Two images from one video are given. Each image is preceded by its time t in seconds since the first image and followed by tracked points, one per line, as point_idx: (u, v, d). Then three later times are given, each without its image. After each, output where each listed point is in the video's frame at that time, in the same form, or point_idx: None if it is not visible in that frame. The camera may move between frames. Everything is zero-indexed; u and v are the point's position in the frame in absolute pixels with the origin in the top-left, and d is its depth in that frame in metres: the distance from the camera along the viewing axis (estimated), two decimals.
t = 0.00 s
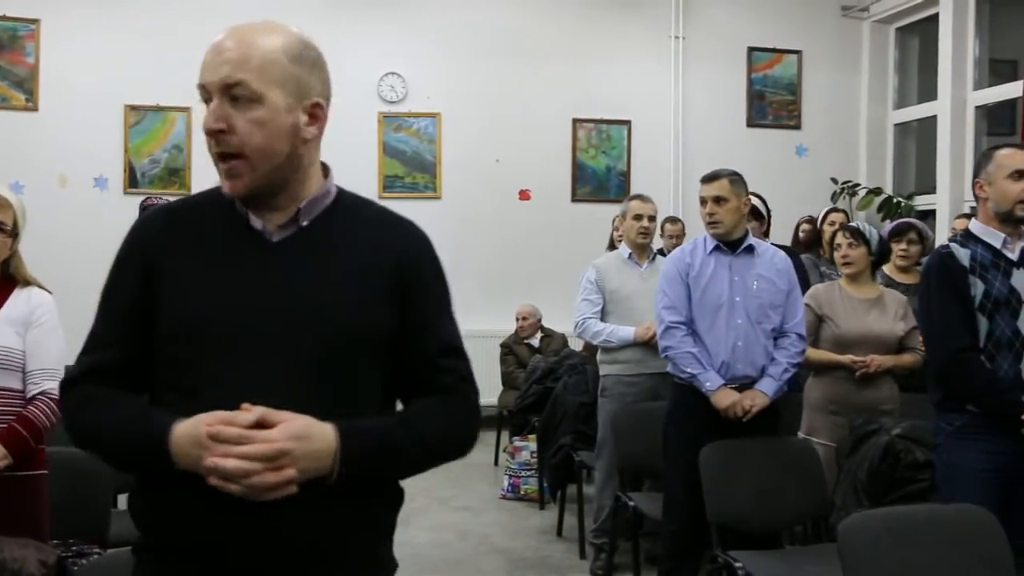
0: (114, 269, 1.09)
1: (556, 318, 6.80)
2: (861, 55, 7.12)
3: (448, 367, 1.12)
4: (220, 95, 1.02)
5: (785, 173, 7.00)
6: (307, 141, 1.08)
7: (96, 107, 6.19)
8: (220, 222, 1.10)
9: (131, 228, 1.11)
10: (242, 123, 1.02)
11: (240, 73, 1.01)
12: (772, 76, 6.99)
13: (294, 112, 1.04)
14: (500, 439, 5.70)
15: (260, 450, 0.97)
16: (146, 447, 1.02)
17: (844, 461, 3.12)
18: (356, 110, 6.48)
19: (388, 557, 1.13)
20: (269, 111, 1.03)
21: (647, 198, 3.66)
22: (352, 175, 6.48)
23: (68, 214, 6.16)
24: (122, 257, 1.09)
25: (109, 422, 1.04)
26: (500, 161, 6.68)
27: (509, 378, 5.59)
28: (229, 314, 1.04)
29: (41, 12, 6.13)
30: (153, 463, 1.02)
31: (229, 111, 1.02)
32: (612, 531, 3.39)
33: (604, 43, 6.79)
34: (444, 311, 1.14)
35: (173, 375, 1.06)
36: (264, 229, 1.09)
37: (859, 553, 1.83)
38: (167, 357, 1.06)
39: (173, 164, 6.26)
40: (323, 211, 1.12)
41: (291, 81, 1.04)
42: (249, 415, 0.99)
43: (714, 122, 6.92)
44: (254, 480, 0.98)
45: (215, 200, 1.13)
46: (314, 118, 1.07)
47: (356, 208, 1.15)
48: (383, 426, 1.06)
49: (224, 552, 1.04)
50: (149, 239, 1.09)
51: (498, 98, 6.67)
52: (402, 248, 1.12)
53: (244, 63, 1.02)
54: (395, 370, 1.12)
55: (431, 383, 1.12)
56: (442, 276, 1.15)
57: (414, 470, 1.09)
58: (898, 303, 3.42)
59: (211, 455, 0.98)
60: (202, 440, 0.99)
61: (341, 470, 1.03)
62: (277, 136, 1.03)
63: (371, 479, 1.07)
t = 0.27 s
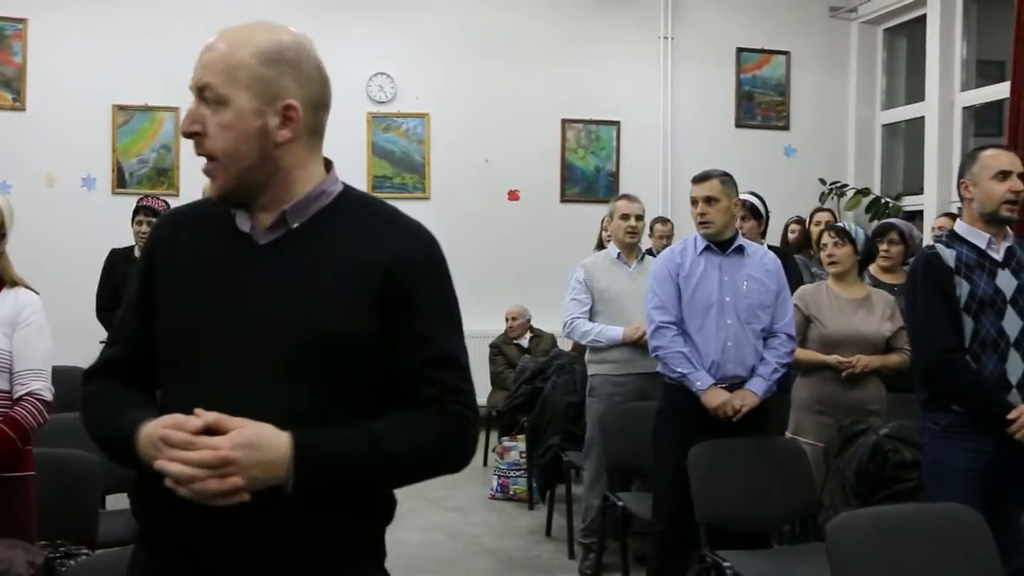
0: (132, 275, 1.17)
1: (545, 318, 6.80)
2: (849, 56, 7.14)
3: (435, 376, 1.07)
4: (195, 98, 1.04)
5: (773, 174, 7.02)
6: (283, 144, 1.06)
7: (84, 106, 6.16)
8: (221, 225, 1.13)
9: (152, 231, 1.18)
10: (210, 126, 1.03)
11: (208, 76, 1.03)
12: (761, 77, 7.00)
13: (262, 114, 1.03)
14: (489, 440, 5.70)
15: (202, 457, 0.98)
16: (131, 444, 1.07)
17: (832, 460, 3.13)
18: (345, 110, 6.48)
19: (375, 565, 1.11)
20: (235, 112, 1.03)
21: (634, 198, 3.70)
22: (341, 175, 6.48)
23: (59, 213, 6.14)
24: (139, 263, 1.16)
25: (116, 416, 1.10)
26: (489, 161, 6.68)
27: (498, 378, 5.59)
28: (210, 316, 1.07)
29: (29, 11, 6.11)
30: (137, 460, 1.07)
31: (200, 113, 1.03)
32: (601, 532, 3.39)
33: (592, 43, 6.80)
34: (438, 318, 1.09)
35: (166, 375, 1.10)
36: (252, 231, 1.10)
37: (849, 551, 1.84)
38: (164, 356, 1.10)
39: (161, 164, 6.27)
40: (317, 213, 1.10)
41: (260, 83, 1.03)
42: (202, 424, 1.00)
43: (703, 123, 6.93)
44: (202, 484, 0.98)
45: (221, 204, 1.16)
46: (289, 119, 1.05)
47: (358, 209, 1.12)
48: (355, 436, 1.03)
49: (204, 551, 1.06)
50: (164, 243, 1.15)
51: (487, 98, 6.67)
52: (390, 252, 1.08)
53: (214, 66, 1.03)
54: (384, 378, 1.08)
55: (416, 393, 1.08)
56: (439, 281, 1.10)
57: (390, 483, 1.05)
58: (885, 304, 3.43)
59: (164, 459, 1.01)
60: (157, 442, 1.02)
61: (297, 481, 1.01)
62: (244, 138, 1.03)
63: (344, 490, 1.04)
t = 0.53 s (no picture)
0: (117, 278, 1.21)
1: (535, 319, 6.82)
2: (838, 57, 7.18)
3: (398, 377, 1.08)
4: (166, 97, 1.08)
5: (762, 175, 7.05)
6: (247, 141, 1.08)
7: (75, 107, 6.15)
8: (195, 226, 1.15)
9: (135, 234, 1.21)
10: (176, 124, 1.07)
11: (177, 73, 1.06)
12: (750, 78, 7.04)
13: (225, 111, 1.06)
14: (480, 439, 5.72)
15: (152, 451, 1.00)
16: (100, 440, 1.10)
17: (821, 460, 3.16)
18: (336, 111, 6.48)
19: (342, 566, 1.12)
20: (198, 109, 1.06)
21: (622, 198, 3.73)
22: (332, 176, 6.49)
23: (49, 214, 6.13)
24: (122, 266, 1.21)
25: (90, 415, 1.13)
26: (479, 162, 6.69)
27: (489, 378, 5.61)
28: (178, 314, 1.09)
29: (19, 11, 6.10)
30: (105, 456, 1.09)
31: (170, 110, 1.07)
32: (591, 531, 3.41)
33: (583, 44, 6.82)
34: (403, 319, 1.09)
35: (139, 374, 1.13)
36: (223, 229, 1.12)
37: (836, 550, 1.86)
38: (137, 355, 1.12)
39: (153, 164, 6.28)
40: (286, 212, 1.12)
41: (225, 81, 1.06)
42: (158, 420, 1.02)
43: (693, 124, 6.96)
44: (153, 478, 1.01)
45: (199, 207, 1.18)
46: (253, 117, 1.08)
47: (328, 209, 1.14)
48: (314, 434, 1.04)
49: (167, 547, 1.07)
50: (143, 245, 1.19)
51: (477, 99, 6.68)
52: (355, 253, 1.09)
53: (183, 65, 1.07)
54: (349, 378, 1.09)
55: (379, 394, 1.08)
56: (405, 281, 1.10)
57: (351, 482, 1.06)
58: (873, 304, 3.46)
59: (120, 453, 1.03)
60: (115, 437, 1.04)
61: (251, 478, 1.02)
62: (206, 135, 1.06)
63: (304, 489, 1.05)
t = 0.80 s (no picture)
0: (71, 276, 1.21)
1: (528, 318, 6.81)
2: (831, 56, 7.18)
3: (356, 374, 1.09)
4: (121, 92, 1.09)
5: (755, 174, 7.05)
6: (204, 136, 1.09)
7: (66, 105, 6.12)
8: (151, 224, 1.16)
9: (89, 233, 1.21)
10: (130, 120, 1.07)
11: (132, 69, 1.07)
12: (743, 77, 7.03)
13: (180, 106, 1.07)
14: (473, 438, 5.71)
15: (109, 449, 1.00)
16: (50, 440, 1.10)
17: (813, 458, 3.16)
18: (328, 110, 6.47)
19: (296, 562, 1.13)
20: (154, 104, 1.06)
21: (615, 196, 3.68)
22: (325, 175, 6.48)
23: (41, 213, 6.11)
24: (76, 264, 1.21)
25: (40, 413, 1.13)
26: (472, 161, 6.69)
27: (482, 377, 5.60)
28: (132, 312, 1.09)
29: (10, 10, 6.08)
30: (54, 456, 1.09)
31: (124, 106, 1.08)
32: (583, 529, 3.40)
33: (576, 44, 6.81)
34: (359, 316, 1.10)
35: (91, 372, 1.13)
36: (178, 226, 1.13)
37: (828, 545, 1.86)
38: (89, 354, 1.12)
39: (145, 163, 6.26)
40: (241, 209, 1.12)
41: (181, 76, 1.06)
42: (113, 419, 1.02)
43: (685, 123, 6.96)
44: (108, 477, 1.01)
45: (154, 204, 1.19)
46: (209, 112, 1.08)
47: (284, 205, 1.14)
48: (271, 433, 1.05)
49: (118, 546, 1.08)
50: (98, 244, 1.19)
51: (469, 98, 6.67)
52: (311, 250, 1.09)
53: (138, 61, 1.08)
54: (305, 375, 1.10)
55: (335, 391, 1.09)
56: (361, 278, 1.11)
57: (306, 480, 1.07)
58: (866, 303, 3.46)
59: (75, 452, 1.03)
60: (70, 436, 1.04)
61: (208, 476, 1.03)
62: (162, 130, 1.07)
63: (261, 488, 1.06)
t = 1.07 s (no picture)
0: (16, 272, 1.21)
1: (519, 315, 6.81)
2: (821, 54, 7.19)
3: (303, 371, 1.10)
4: (62, 88, 1.08)
5: (746, 172, 7.07)
6: (147, 132, 1.09)
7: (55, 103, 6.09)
8: (96, 221, 1.16)
9: (34, 230, 1.21)
10: (72, 115, 1.07)
11: (72, 65, 1.07)
12: (734, 74, 7.04)
13: (122, 102, 1.06)
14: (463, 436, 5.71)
15: (48, 451, 1.01)
16: None
17: (804, 455, 3.16)
18: (319, 107, 6.46)
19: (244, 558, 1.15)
20: (94, 100, 1.06)
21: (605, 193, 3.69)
22: (316, 172, 6.47)
23: (30, 211, 6.08)
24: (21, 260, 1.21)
25: None
26: (463, 159, 6.68)
27: (473, 374, 5.60)
28: (74, 312, 1.10)
29: None
30: None
31: (65, 103, 1.07)
32: (574, 526, 3.41)
33: (568, 41, 6.81)
34: (305, 312, 1.11)
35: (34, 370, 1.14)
36: (122, 224, 1.13)
37: (819, 542, 1.86)
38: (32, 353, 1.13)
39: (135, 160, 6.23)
40: (185, 206, 1.13)
41: (122, 70, 1.06)
42: (55, 419, 1.03)
43: (676, 121, 6.97)
44: (49, 478, 1.01)
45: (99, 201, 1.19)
46: (152, 108, 1.08)
47: (230, 201, 1.15)
48: (217, 432, 1.06)
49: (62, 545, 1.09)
50: (43, 240, 1.19)
51: (460, 96, 6.66)
52: (257, 248, 1.10)
53: (77, 56, 1.07)
54: (251, 372, 1.11)
55: (281, 388, 1.11)
56: (307, 274, 1.12)
57: (252, 477, 1.08)
58: (856, 300, 3.47)
59: (16, 452, 1.03)
60: (10, 436, 1.04)
61: (152, 476, 1.04)
62: (104, 126, 1.06)
63: (208, 485, 1.07)
